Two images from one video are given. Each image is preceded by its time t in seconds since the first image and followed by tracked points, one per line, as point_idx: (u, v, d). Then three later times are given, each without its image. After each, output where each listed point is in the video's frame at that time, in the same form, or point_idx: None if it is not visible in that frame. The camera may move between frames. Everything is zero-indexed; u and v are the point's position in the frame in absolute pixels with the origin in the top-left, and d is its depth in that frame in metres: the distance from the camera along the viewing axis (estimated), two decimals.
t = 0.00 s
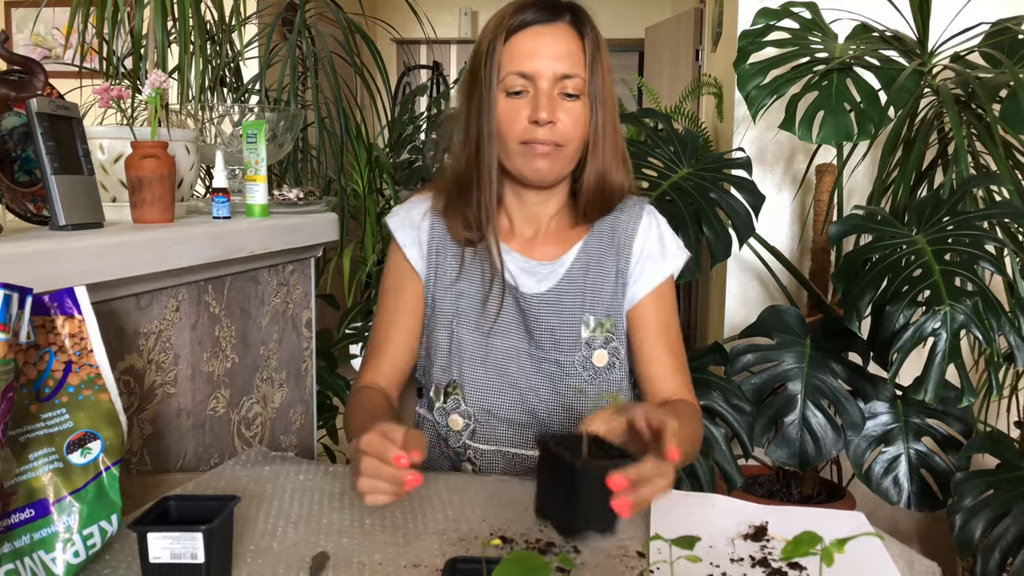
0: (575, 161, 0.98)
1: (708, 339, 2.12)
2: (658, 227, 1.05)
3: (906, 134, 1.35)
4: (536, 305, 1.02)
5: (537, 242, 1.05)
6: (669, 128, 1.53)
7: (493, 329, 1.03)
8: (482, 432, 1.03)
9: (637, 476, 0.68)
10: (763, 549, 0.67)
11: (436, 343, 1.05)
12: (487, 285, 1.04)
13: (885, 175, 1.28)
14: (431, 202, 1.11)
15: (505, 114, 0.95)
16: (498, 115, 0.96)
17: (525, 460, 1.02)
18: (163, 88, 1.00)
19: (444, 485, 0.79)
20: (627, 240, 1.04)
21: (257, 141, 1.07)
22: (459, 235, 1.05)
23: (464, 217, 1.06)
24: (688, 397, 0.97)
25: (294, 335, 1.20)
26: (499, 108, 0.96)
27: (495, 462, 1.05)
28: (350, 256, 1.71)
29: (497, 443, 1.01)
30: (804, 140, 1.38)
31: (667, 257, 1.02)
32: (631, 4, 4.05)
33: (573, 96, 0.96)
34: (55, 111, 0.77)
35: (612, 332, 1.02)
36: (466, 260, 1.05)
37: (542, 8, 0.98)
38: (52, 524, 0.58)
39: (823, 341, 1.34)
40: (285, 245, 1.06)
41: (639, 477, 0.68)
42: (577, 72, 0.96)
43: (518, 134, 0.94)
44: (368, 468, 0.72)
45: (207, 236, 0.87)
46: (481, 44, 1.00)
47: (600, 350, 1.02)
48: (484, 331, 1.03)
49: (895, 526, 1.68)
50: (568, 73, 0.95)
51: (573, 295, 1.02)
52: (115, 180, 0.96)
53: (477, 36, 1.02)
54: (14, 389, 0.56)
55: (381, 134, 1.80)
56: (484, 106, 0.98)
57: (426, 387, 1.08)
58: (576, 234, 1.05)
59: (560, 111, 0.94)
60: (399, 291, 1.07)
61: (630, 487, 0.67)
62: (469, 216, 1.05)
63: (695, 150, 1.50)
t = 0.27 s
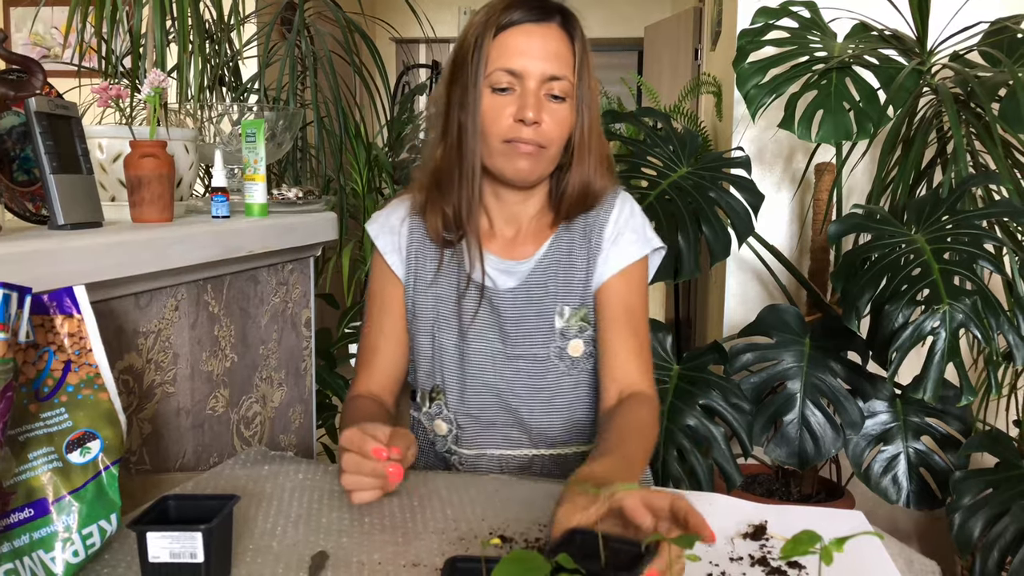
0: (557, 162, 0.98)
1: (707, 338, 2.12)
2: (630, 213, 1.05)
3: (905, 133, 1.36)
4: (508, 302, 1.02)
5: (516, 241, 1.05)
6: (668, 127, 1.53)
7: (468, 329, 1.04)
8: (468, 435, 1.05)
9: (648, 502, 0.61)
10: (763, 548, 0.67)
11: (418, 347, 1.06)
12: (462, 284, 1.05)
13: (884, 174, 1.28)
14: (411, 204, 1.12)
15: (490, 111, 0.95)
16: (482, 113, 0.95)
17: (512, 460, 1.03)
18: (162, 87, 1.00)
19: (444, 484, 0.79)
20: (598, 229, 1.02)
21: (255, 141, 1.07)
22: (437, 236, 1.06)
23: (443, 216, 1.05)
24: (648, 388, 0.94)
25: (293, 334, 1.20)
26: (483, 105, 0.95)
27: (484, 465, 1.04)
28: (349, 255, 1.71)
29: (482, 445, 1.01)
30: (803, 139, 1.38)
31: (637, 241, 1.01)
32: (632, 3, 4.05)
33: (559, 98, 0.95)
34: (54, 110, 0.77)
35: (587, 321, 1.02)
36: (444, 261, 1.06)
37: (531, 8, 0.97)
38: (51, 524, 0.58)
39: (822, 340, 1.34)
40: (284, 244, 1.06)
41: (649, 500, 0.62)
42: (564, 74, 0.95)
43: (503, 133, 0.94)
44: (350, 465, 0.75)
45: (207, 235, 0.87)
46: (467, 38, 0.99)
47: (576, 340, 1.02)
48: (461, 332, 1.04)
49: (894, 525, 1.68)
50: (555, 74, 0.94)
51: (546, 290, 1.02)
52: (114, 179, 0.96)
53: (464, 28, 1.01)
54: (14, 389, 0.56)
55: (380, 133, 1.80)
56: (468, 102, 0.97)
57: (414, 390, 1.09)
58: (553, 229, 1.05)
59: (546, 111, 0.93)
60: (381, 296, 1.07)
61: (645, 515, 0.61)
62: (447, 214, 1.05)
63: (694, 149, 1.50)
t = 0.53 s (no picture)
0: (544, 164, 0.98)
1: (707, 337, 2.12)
2: (613, 212, 1.04)
3: (904, 132, 1.36)
4: (491, 302, 1.02)
5: (502, 241, 1.05)
6: (667, 126, 1.53)
7: (452, 329, 1.04)
8: (454, 435, 1.05)
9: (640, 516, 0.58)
10: (762, 547, 0.67)
11: (404, 348, 1.07)
12: (447, 285, 1.05)
13: (883, 173, 1.28)
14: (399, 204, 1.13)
15: (479, 114, 0.94)
16: (470, 114, 0.95)
17: (498, 461, 1.03)
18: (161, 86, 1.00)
19: (443, 483, 0.79)
20: (581, 228, 1.02)
21: (254, 139, 1.06)
22: (423, 236, 1.06)
23: (429, 215, 1.06)
24: (627, 387, 0.92)
25: (292, 333, 1.20)
26: (471, 106, 0.95)
27: (471, 465, 1.04)
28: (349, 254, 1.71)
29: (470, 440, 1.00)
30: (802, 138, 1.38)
31: (620, 240, 1.00)
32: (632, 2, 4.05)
33: (548, 101, 0.94)
34: (53, 109, 0.77)
35: (570, 321, 1.01)
36: (430, 261, 1.06)
37: (521, 10, 0.96)
38: (50, 523, 0.58)
39: (822, 339, 1.34)
40: (283, 244, 1.06)
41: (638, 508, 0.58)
42: (555, 77, 0.94)
43: (491, 136, 0.94)
44: (369, 459, 0.73)
45: (206, 235, 0.87)
46: (456, 36, 0.98)
47: (558, 340, 1.02)
48: (445, 332, 1.04)
49: (893, 524, 1.68)
50: (545, 77, 0.94)
51: (529, 290, 1.02)
52: (113, 178, 0.96)
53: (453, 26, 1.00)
54: (13, 388, 0.56)
55: (380, 132, 1.80)
56: (456, 102, 0.96)
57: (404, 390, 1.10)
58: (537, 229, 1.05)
59: (536, 114, 0.93)
60: (369, 296, 1.08)
61: (635, 525, 0.58)
62: (433, 214, 1.05)
63: (693, 148, 1.50)
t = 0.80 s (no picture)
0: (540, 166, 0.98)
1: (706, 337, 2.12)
2: (609, 210, 1.04)
3: (902, 132, 1.36)
4: (488, 302, 1.02)
5: (498, 241, 1.05)
6: (667, 126, 1.53)
7: (448, 329, 1.04)
8: (452, 434, 1.05)
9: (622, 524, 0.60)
10: (761, 547, 0.67)
11: (402, 348, 1.07)
12: (443, 285, 1.05)
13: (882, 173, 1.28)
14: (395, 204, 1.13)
15: (474, 117, 0.94)
16: (466, 116, 0.95)
17: (496, 459, 1.03)
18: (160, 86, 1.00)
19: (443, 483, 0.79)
20: (577, 228, 1.02)
21: (254, 139, 1.06)
22: (419, 236, 1.06)
23: (424, 215, 1.05)
24: (623, 385, 0.93)
25: (292, 333, 1.20)
26: (466, 108, 0.95)
27: (469, 463, 1.04)
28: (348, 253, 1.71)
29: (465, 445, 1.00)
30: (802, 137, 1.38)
31: (616, 239, 1.00)
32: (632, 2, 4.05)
33: (544, 103, 0.95)
34: (52, 109, 0.77)
35: (566, 320, 1.01)
36: (427, 261, 1.07)
37: (516, 12, 0.96)
38: (49, 523, 0.58)
39: (820, 339, 1.34)
40: (282, 243, 1.06)
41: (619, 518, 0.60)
42: (550, 79, 0.94)
43: (487, 139, 0.94)
44: (392, 468, 0.71)
45: (205, 235, 0.87)
46: (451, 38, 0.98)
47: (555, 339, 1.02)
48: (442, 332, 1.04)
49: (892, 523, 1.69)
50: (540, 80, 0.94)
51: (525, 289, 1.02)
52: (113, 178, 0.96)
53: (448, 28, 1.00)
54: (12, 388, 0.56)
55: (379, 132, 1.80)
56: (451, 104, 0.96)
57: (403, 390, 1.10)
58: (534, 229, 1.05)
59: (531, 117, 0.93)
60: (366, 296, 1.08)
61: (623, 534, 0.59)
62: (428, 213, 1.05)
63: (693, 148, 1.50)
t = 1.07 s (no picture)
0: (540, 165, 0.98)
1: (705, 336, 2.12)
2: (608, 210, 1.04)
3: (902, 132, 1.36)
4: (487, 301, 1.02)
5: (497, 240, 1.05)
6: (666, 126, 1.53)
7: (447, 328, 1.04)
8: (452, 433, 1.06)
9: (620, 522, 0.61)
10: (760, 546, 0.67)
11: (402, 348, 1.07)
12: (442, 285, 1.05)
13: (881, 173, 1.28)
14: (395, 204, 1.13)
15: (476, 113, 0.94)
16: (468, 113, 0.94)
17: (496, 459, 1.03)
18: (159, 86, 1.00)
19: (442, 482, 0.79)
20: (575, 227, 1.02)
21: (253, 139, 1.06)
22: (418, 236, 1.06)
23: (424, 214, 1.06)
24: (620, 385, 0.92)
25: (291, 333, 1.20)
26: (468, 105, 0.94)
27: (468, 463, 1.04)
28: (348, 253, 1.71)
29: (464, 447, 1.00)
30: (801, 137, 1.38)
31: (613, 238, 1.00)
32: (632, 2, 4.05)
33: (545, 101, 0.95)
34: (51, 109, 0.77)
35: (564, 319, 1.01)
36: (426, 261, 1.07)
37: (517, 11, 0.96)
38: (48, 523, 0.58)
39: (820, 338, 1.34)
40: (281, 243, 1.06)
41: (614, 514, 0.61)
42: (552, 78, 0.94)
43: (489, 136, 0.94)
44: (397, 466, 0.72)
45: (205, 235, 0.87)
46: (452, 36, 0.98)
47: (553, 338, 1.02)
48: (440, 332, 1.04)
49: (891, 523, 1.69)
50: (542, 78, 0.94)
51: (523, 289, 1.02)
52: (112, 178, 0.97)
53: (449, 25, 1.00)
54: (11, 388, 0.56)
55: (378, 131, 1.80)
56: (454, 100, 0.96)
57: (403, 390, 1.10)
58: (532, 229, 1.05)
59: (533, 114, 0.93)
60: (366, 296, 1.08)
61: (617, 536, 0.60)
62: (428, 212, 1.05)
63: (692, 147, 1.50)
